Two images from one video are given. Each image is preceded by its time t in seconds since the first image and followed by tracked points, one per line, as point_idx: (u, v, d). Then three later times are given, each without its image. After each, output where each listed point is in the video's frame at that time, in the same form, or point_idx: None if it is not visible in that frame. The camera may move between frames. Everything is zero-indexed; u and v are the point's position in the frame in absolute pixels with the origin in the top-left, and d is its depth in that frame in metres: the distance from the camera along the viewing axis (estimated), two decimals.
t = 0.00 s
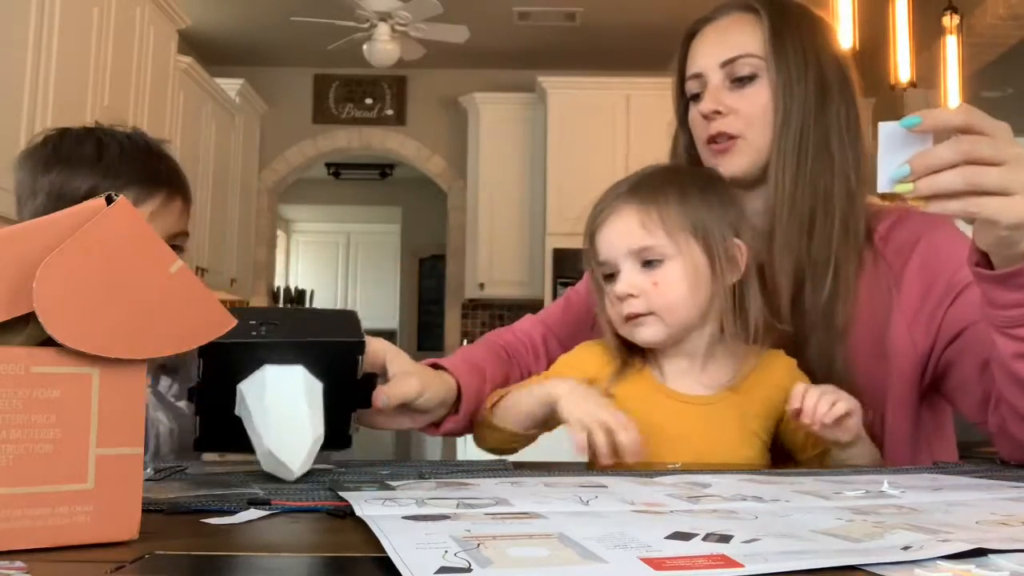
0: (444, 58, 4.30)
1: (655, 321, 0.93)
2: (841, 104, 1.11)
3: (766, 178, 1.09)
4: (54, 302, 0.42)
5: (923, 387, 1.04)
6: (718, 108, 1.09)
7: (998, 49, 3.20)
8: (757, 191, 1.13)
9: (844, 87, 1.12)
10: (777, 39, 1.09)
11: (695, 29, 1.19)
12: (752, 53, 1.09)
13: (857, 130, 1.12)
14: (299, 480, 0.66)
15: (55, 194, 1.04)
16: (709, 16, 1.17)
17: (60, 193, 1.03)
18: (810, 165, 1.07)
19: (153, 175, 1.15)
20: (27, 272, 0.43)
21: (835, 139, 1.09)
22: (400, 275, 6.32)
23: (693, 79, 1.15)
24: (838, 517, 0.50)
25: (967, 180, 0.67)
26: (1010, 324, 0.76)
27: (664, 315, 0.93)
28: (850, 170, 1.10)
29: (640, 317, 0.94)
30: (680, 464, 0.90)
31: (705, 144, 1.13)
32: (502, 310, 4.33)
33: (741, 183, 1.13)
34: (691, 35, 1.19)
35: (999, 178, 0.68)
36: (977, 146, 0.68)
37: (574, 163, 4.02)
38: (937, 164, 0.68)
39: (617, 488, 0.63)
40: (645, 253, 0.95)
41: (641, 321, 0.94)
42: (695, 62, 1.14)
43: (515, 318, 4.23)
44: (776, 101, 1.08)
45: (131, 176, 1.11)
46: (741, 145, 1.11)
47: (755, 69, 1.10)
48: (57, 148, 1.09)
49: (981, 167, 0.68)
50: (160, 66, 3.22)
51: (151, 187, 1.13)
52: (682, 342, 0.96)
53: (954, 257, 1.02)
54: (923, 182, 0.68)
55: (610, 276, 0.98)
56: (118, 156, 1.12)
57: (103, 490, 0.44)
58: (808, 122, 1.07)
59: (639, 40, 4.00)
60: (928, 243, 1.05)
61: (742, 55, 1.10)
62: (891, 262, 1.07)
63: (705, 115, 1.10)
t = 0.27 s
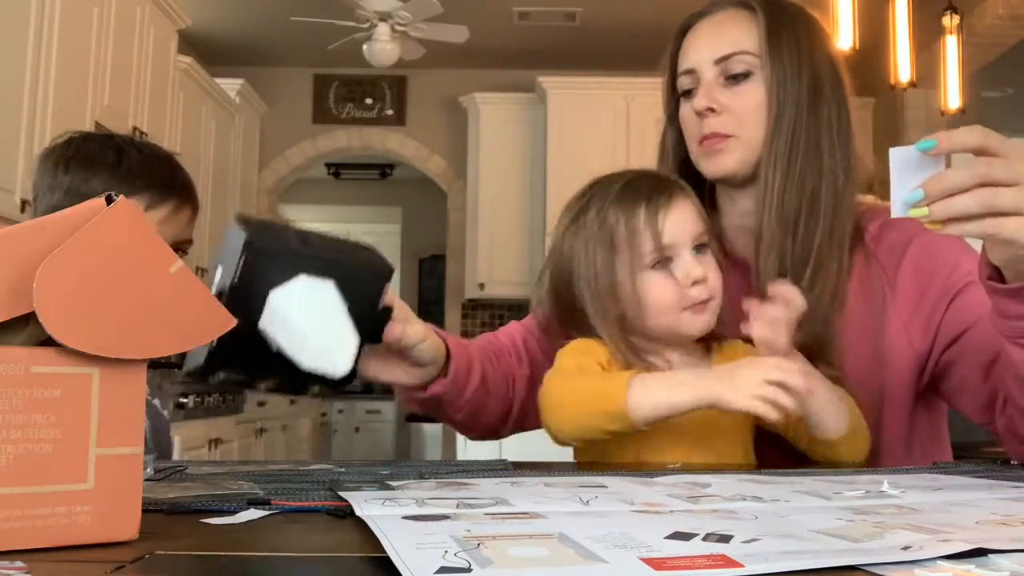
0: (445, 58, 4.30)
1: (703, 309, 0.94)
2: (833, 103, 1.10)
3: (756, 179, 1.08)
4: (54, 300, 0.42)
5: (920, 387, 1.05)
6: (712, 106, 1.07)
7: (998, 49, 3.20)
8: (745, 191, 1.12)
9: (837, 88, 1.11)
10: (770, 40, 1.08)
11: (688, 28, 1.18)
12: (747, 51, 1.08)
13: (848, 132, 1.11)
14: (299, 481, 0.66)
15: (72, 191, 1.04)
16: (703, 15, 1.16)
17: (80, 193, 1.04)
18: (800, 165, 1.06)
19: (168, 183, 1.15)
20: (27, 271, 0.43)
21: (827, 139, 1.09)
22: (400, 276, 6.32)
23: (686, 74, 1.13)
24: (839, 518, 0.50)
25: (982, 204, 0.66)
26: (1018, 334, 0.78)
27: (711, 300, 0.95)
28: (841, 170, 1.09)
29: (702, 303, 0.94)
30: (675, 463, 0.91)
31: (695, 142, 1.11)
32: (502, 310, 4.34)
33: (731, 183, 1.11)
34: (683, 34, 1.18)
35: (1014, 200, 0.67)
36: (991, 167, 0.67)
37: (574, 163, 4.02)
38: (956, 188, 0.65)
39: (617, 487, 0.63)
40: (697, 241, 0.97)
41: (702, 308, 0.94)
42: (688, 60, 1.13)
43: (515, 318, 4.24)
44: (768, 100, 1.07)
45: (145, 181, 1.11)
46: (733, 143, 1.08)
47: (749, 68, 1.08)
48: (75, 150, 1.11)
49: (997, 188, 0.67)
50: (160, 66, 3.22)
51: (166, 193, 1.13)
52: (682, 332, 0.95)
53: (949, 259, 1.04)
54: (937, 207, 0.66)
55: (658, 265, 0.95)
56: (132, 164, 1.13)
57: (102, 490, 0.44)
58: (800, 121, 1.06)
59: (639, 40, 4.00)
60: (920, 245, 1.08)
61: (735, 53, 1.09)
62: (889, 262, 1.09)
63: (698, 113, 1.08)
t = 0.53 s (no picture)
0: (444, 58, 4.29)
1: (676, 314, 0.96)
2: (831, 103, 1.10)
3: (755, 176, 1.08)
4: (54, 299, 0.42)
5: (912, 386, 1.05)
6: (711, 102, 1.07)
7: (998, 48, 3.20)
8: (741, 187, 1.13)
9: (834, 88, 1.11)
10: (771, 38, 1.08)
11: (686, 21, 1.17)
12: (746, 48, 1.08)
13: (844, 132, 1.11)
14: (299, 481, 0.66)
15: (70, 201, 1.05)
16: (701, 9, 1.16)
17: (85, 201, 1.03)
18: (798, 164, 1.06)
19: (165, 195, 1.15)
20: (27, 270, 0.43)
21: (824, 139, 1.09)
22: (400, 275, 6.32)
23: (683, 70, 1.13)
24: (838, 517, 0.50)
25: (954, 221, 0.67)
26: (1007, 342, 0.78)
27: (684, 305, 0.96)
28: (839, 169, 1.09)
29: (671, 307, 0.95)
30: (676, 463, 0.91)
31: (691, 137, 1.10)
32: (502, 310, 4.33)
33: (728, 179, 1.12)
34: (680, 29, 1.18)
35: (981, 215, 0.67)
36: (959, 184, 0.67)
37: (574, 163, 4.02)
38: (924, 203, 0.66)
39: (617, 488, 0.63)
40: (672, 243, 0.99)
41: (670, 314, 0.95)
42: (685, 55, 1.12)
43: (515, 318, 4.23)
44: (767, 98, 1.07)
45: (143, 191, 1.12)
46: (731, 140, 1.09)
47: (748, 66, 1.08)
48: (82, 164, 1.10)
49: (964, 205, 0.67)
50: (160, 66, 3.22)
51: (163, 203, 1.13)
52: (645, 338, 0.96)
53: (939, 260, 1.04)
54: (907, 221, 0.67)
55: (629, 267, 0.97)
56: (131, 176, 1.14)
57: (102, 491, 0.44)
58: (799, 120, 1.06)
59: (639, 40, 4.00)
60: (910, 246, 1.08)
61: (735, 50, 1.09)
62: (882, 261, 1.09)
63: (696, 108, 1.07)
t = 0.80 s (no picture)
0: (444, 58, 4.29)
1: (604, 342, 0.95)
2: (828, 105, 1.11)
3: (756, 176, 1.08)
4: (54, 298, 0.42)
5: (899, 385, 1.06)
6: (714, 99, 1.05)
7: (998, 49, 3.20)
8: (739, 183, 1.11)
9: (830, 91, 1.12)
10: (772, 38, 1.08)
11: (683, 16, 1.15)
12: (748, 47, 1.07)
13: (839, 133, 1.12)
14: (298, 481, 0.66)
15: None
16: (698, 7, 1.14)
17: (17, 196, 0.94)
18: (800, 166, 1.06)
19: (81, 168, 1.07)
20: (28, 270, 0.43)
21: (822, 140, 1.10)
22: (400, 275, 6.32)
23: (681, 65, 1.10)
24: (839, 518, 0.50)
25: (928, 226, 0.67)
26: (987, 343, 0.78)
27: (612, 335, 0.94)
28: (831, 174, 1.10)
29: (587, 339, 0.95)
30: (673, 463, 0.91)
31: (690, 136, 1.08)
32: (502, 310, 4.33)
33: (727, 176, 1.10)
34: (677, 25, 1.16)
35: (954, 217, 0.67)
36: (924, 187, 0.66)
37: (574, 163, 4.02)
38: (891, 203, 0.66)
39: (617, 488, 0.63)
40: (586, 277, 0.94)
41: (586, 343, 0.95)
42: (685, 51, 1.10)
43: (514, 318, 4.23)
44: (768, 99, 1.07)
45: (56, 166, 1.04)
46: (732, 139, 1.07)
47: (750, 65, 1.07)
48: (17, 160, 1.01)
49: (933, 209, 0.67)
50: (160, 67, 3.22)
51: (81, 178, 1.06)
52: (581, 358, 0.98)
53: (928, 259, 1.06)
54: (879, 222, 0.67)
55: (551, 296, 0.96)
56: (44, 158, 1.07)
57: (102, 491, 0.44)
58: (799, 121, 1.06)
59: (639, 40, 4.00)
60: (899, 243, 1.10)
61: (736, 48, 1.07)
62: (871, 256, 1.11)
63: (698, 106, 1.05)
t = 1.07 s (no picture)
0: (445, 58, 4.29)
1: (594, 342, 0.94)
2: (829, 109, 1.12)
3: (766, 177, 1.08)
4: (55, 297, 0.42)
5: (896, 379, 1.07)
6: (724, 97, 1.04)
7: (998, 49, 3.20)
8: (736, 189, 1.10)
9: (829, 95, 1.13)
10: (778, 41, 1.08)
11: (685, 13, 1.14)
12: (756, 46, 1.07)
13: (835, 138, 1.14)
14: (298, 481, 0.66)
15: None
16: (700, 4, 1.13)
17: None
18: (805, 171, 1.07)
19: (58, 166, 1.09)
20: (28, 269, 0.43)
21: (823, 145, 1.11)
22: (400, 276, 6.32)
23: (687, 62, 1.09)
24: (839, 518, 0.50)
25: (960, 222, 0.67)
26: (1003, 342, 0.78)
27: (601, 336, 0.93)
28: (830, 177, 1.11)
29: (580, 339, 0.95)
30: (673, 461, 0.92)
31: (695, 133, 1.06)
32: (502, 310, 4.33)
33: (732, 177, 1.09)
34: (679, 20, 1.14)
35: (983, 217, 0.67)
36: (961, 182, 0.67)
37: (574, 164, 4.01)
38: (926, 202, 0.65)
39: (617, 488, 0.63)
40: (575, 277, 0.94)
41: (579, 343, 0.95)
42: (691, 48, 1.09)
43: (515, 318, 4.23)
44: (774, 101, 1.07)
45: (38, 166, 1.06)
46: (739, 138, 1.06)
47: (757, 65, 1.07)
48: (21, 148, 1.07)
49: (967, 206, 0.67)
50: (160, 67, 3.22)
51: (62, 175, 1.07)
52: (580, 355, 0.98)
53: (927, 255, 1.07)
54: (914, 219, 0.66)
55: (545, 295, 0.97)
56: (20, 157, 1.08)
57: (102, 491, 0.44)
58: (803, 126, 1.07)
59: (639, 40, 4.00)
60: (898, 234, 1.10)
61: (745, 47, 1.07)
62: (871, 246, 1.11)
63: (709, 104, 1.04)
